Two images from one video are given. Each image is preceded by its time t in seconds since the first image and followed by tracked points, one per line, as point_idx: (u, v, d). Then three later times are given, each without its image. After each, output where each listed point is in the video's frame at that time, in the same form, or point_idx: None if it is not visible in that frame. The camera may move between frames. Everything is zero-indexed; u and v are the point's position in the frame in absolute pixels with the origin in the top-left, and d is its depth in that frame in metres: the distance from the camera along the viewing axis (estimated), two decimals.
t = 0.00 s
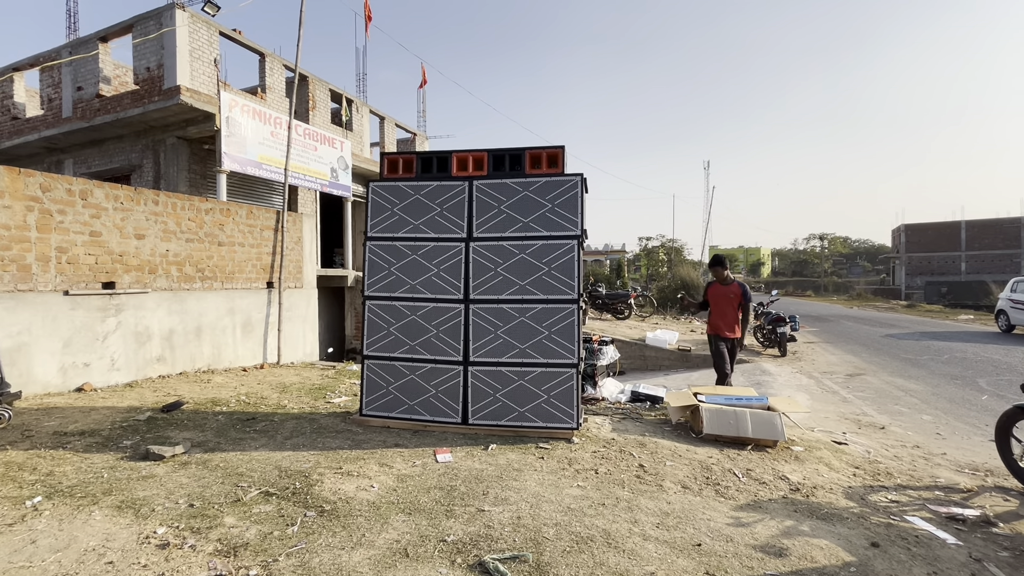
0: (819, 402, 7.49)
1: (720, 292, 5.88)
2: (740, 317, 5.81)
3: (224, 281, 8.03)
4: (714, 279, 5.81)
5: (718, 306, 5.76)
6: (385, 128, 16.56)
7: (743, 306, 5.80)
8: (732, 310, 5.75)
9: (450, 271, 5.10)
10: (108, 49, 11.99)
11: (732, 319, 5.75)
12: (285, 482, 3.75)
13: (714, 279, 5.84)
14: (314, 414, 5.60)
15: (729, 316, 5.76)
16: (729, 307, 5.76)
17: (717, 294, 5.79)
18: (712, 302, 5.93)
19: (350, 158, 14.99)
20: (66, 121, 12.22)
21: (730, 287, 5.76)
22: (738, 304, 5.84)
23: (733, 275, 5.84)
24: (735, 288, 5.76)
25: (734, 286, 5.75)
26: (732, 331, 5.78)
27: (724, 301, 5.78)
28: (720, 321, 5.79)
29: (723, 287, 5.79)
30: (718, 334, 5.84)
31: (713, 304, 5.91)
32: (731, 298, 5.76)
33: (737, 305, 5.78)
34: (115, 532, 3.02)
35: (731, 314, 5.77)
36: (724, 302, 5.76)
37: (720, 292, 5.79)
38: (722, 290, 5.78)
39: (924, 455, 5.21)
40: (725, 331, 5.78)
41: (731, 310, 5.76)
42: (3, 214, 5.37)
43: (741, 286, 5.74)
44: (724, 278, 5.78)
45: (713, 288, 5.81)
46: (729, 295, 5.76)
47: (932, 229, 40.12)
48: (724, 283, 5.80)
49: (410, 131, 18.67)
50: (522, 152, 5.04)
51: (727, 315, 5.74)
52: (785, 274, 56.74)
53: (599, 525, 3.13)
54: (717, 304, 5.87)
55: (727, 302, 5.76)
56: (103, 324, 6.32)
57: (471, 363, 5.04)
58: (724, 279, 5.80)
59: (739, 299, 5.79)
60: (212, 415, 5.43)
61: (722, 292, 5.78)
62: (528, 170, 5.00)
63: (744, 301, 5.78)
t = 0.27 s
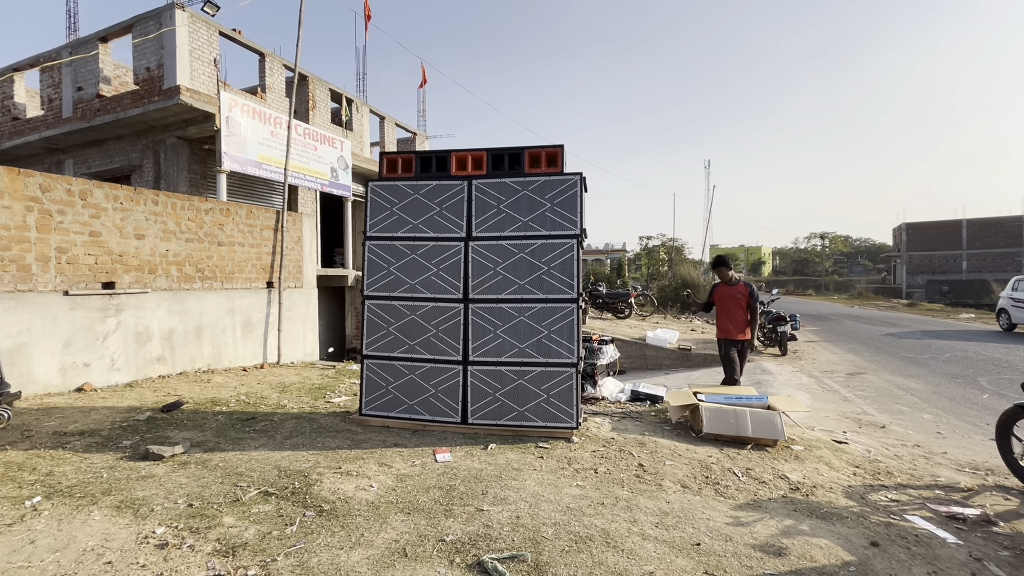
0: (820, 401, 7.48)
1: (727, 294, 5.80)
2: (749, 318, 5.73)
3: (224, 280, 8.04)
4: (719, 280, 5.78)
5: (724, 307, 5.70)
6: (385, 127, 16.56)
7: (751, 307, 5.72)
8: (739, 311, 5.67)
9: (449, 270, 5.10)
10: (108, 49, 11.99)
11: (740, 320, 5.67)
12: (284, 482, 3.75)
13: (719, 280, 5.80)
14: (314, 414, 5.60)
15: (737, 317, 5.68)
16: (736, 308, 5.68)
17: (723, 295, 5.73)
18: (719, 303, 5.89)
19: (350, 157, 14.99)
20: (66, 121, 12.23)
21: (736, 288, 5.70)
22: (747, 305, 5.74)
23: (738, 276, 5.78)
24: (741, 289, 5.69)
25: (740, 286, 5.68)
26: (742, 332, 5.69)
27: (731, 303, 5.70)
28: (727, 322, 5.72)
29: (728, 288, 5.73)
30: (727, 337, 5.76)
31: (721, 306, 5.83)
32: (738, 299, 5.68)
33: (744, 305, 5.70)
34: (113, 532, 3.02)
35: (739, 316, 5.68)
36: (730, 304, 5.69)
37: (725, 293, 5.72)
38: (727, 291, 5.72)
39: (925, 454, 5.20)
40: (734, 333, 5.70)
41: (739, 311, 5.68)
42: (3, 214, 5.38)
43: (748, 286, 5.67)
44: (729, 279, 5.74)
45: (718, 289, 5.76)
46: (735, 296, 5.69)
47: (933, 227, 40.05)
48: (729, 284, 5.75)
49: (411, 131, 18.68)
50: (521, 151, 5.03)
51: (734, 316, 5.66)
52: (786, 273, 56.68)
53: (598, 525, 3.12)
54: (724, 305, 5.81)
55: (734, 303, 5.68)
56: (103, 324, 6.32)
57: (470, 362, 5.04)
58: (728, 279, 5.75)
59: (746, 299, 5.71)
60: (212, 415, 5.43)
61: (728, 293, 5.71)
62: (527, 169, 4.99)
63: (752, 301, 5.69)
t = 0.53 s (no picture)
0: (819, 399, 7.47)
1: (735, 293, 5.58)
2: (759, 317, 5.51)
3: (223, 280, 8.04)
4: (726, 278, 5.62)
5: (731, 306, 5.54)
6: (385, 126, 16.55)
7: (761, 307, 5.49)
8: (747, 310, 5.48)
9: (448, 269, 5.09)
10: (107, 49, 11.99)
11: (747, 320, 5.49)
12: (282, 482, 3.75)
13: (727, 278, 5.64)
14: (313, 413, 5.61)
15: (745, 317, 5.49)
16: (743, 307, 5.49)
17: (730, 293, 5.57)
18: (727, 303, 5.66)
19: (350, 157, 14.99)
20: (66, 121, 12.23)
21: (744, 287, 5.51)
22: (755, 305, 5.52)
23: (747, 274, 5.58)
24: (749, 287, 5.49)
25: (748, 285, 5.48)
26: (750, 333, 5.49)
27: (738, 301, 5.52)
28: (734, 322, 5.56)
29: (736, 287, 5.55)
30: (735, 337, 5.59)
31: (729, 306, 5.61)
32: (745, 298, 5.49)
33: (753, 305, 5.48)
34: (111, 532, 3.02)
35: (746, 315, 5.49)
36: (738, 303, 5.50)
37: (732, 292, 5.55)
38: (734, 289, 5.54)
39: (925, 452, 5.19)
40: (741, 333, 5.52)
41: (747, 310, 5.47)
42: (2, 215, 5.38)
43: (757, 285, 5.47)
44: (737, 277, 5.55)
45: (725, 287, 5.61)
46: (742, 295, 5.50)
47: (935, 225, 39.97)
48: (737, 282, 5.56)
49: (410, 130, 18.67)
50: (520, 150, 5.02)
51: (741, 316, 5.48)
52: (788, 271, 56.59)
53: (595, 524, 3.12)
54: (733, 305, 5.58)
55: (741, 302, 5.49)
56: (102, 324, 6.33)
57: (468, 362, 5.03)
58: (737, 278, 5.56)
59: (756, 298, 5.49)
60: (211, 415, 5.44)
61: (736, 291, 5.53)
62: (525, 168, 4.98)
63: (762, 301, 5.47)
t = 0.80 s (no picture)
0: (820, 397, 7.46)
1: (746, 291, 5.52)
2: (768, 318, 5.44)
3: (223, 280, 8.05)
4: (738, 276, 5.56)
5: (739, 305, 5.50)
6: (385, 126, 16.55)
7: (771, 307, 5.41)
8: (755, 310, 5.41)
9: (446, 269, 5.09)
10: (107, 49, 12.00)
11: (755, 320, 5.42)
12: (280, 481, 3.75)
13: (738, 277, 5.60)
14: (313, 413, 5.61)
15: (753, 317, 5.43)
16: (752, 306, 5.43)
17: (740, 292, 5.51)
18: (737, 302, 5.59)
19: (350, 156, 14.99)
20: (67, 122, 12.25)
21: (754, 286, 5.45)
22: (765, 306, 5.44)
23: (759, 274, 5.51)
24: (759, 286, 5.43)
25: (758, 284, 5.43)
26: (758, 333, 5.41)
27: (747, 300, 5.46)
28: (740, 321, 5.51)
29: (747, 285, 5.50)
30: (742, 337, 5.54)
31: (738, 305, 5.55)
32: (755, 297, 5.43)
33: (762, 305, 5.41)
34: (109, 532, 3.03)
35: (755, 315, 5.42)
36: (746, 301, 5.46)
37: (743, 290, 5.50)
38: (744, 288, 5.49)
39: (925, 451, 5.18)
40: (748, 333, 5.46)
41: (755, 310, 5.41)
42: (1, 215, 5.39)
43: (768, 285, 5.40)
44: (749, 275, 5.49)
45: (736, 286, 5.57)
46: (751, 294, 5.44)
47: (937, 223, 39.84)
48: (748, 281, 5.51)
49: (411, 129, 18.67)
50: (518, 149, 5.01)
51: (749, 315, 5.42)
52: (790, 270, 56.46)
53: (593, 523, 3.11)
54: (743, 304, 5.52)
55: (750, 301, 5.44)
56: (103, 324, 6.34)
57: (467, 361, 5.03)
58: (748, 277, 5.51)
59: (766, 299, 5.42)
60: (211, 414, 5.45)
61: (745, 290, 5.48)
62: (524, 167, 4.98)
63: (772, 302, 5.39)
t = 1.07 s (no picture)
0: (822, 395, 7.44)
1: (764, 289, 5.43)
2: (785, 318, 5.36)
3: (225, 279, 8.07)
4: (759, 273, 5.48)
5: (756, 302, 5.42)
6: (386, 125, 16.56)
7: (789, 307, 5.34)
8: (773, 309, 5.32)
9: (446, 267, 5.08)
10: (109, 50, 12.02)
11: (771, 319, 5.33)
12: (281, 480, 3.76)
13: (757, 274, 5.51)
14: (314, 412, 5.61)
15: (769, 316, 5.35)
16: (770, 305, 5.34)
17: (759, 289, 5.42)
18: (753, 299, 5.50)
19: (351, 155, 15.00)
20: (69, 122, 12.28)
21: (774, 284, 5.36)
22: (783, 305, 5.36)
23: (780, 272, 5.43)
24: (779, 285, 5.34)
25: (778, 283, 5.34)
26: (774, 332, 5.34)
27: (765, 298, 5.37)
28: (756, 320, 5.43)
29: (766, 283, 5.42)
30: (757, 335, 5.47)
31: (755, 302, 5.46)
32: (773, 296, 5.33)
33: (781, 304, 5.33)
34: (110, 531, 3.03)
35: (772, 315, 5.34)
36: (764, 300, 5.37)
37: (762, 288, 5.41)
38: (763, 285, 5.40)
39: (928, 448, 5.16)
40: (763, 332, 5.38)
41: (773, 308, 5.33)
42: (3, 215, 5.41)
43: (787, 284, 5.32)
44: (769, 273, 5.42)
45: (755, 283, 5.48)
46: (769, 292, 5.35)
47: (941, 220, 39.67)
48: (767, 279, 5.42)
49: (412, 128, 18.68)
50: (517, 147, 5.00)
51: (766, 313, 5.34)
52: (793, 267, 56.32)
53: (593, 522, 3.11)
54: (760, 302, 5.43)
55: (768, 299, 5.34)
56: (105, 324, 6.36)
57: (468, 360, 5.03)
58: (768, 274, 5.43)
59: (785, 298, 5.34)
60: (212, 413, 5.46)
61: (764, 288, 5.39)
62: (523, 165, 4.97)
63: (790, 301, 5.32)
